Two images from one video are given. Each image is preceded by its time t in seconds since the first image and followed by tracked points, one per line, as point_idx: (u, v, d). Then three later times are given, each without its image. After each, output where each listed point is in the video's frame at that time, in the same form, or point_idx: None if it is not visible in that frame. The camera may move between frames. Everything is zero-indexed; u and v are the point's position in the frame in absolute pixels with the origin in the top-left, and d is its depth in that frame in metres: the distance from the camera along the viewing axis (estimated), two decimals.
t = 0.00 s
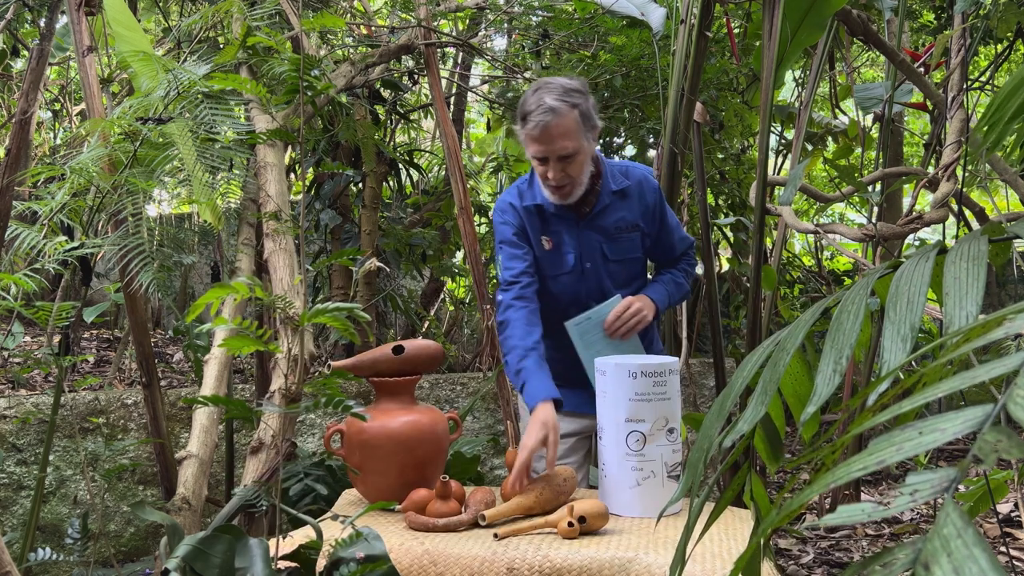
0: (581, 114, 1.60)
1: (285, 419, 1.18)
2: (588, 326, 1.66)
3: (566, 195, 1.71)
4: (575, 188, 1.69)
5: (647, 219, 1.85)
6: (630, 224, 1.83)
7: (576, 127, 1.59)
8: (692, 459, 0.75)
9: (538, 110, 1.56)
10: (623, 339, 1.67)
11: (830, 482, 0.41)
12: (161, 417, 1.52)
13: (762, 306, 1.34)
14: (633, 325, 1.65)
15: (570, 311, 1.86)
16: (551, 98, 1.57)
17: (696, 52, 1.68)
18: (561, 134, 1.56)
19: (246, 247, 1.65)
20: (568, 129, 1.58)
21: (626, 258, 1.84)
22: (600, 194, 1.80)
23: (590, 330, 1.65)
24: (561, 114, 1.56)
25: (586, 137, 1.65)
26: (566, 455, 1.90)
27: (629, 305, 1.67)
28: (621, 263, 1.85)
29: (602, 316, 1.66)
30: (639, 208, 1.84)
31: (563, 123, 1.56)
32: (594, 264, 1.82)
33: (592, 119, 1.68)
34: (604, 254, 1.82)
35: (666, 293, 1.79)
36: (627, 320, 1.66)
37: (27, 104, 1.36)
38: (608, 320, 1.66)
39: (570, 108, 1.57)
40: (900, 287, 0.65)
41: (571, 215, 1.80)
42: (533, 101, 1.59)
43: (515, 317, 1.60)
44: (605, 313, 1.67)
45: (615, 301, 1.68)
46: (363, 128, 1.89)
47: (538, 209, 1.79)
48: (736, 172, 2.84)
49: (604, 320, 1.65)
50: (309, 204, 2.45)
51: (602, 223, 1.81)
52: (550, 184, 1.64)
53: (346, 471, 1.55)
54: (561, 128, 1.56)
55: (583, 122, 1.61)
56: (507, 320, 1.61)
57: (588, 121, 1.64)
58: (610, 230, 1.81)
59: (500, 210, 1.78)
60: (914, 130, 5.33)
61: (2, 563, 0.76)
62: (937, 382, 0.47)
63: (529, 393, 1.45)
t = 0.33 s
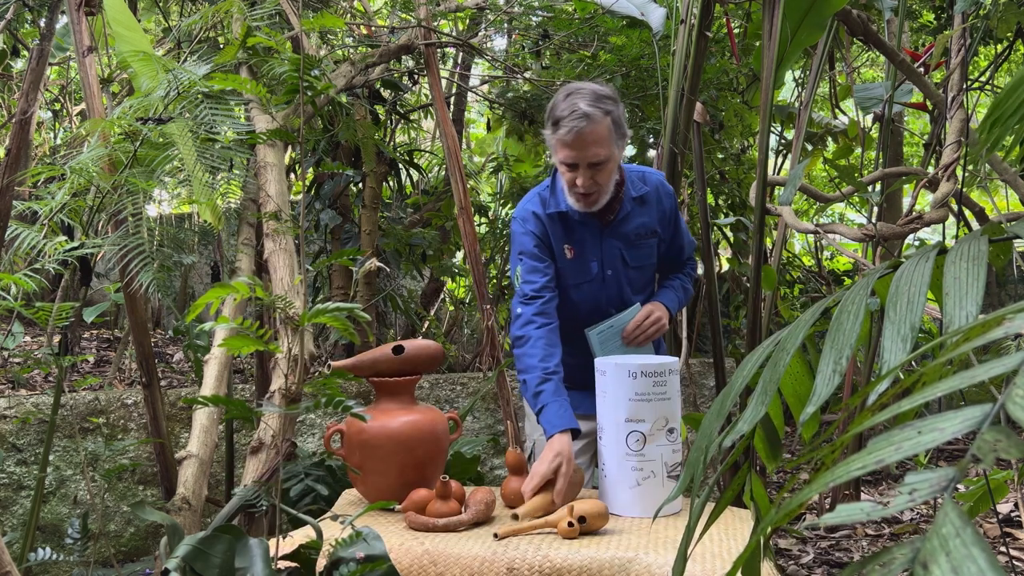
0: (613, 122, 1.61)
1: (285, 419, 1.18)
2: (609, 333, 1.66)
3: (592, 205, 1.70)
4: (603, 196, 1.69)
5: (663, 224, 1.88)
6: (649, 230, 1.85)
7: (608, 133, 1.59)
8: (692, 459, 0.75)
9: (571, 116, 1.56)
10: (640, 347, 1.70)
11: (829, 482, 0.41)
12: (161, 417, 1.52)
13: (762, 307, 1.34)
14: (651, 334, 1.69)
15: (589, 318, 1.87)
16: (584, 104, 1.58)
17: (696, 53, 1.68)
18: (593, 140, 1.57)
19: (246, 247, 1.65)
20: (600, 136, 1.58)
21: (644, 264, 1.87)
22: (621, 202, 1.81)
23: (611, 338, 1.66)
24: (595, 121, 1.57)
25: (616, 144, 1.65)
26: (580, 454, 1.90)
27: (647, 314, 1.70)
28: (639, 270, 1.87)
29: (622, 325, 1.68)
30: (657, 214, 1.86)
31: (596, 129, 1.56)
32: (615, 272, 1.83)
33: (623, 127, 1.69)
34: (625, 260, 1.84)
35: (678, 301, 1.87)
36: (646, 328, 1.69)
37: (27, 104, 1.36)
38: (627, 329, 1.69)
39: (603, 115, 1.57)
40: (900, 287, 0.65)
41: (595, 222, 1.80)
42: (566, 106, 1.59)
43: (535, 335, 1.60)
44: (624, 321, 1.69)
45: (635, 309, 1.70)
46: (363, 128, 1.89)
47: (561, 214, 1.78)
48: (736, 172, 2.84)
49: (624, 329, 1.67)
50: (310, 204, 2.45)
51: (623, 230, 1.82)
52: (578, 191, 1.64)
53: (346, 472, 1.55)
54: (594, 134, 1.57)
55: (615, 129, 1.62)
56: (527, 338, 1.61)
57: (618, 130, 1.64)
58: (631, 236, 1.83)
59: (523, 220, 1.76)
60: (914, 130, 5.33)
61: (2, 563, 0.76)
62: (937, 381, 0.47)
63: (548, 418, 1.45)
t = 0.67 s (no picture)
0: (632, 77, 1.66)
1: (285, 419, 1.18)
2: (605, 318, 1.63)
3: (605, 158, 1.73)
4: (616, 152, 1.72)
5: (673, 208, 1.84)
6: (655, 209, 1.82)
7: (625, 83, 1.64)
8: (692, 459, 0.75)
9: (588, 60, 1.64)
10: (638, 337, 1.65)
11: (828, 480, 0.41)
12: (161, 417, 1.52)
13: (762, 306, 1.34)
14: (649, 323, 1.64)
15: (582, 287, 1.83)
16: (603, 52, 1.64)
17: (696, 53, 1.68)
18: (607, 84, 1.62)
19: (246, 247, 1.65)
20: (615, 83, 1.63)
21: (650, 243, 1.83)
22: (629, 172, 1.81)
23: (606, 323, 1.62)
24: (611, 67, 1.63)
25: (633, 101, 1.70)
26: (575, 459, 1.86)
27: (647, 301, 1.65)
28: (642, 248, 1.82)
29: (619, 310, 1.64)
30: (667, 195, 1.83)
31: (612, 76, 1.62)
32: (614, 242, 1.81)
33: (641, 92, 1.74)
34: (628, 233, 1.81)
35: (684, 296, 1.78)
36: (645, 316, 1.64)
37: (27, 104, 1.36)
38: (625, 315, 1.64)
39: (619, 62, 1.64)
40: (900, 286, 0.65)
41: (598, 188, 1.81)
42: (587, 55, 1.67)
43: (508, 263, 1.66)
44: (622, 307, 1.65)
45: (635, 295, 1.66)
46: (363, 128, 1.89)
47: (566, 173, 1.83)
48: (736, 172, 2.84)
49: (622, 315, 1.63)
50: (309, 204, 2.45)
51: (628, 202, 1.81)
52: (590, 139, 1.67)
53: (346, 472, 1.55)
54: (609, 78, 1.63)
55: (632, 83, 1.67)
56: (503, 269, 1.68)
57: (638, 89, 1.69)
58: (635, 209, 1.81)
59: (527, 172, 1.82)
60: (914, 129, 5.33)
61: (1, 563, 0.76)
62: (936, 381, 0.47)
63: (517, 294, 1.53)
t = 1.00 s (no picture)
0: (636, 65, 1.79)
1: (285, 419, 1.19)
2: (594, 293, 1.71)
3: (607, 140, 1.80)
4: (618, 132, 1.79)
5: (675, 198, 1.84)
6: (654, 196, 1.83)
7: (628, 66, 1.78)
8: (692, 459, 0.75)
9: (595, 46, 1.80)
10: (627, 315, 1.69)
11: (828, 479, 0.41)
12: (161, 417, 1.52)
13: (762, 306, 1.34)
14: (637, 302, 1.68)
15: (576, 263, 1.83)
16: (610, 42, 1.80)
17: (696, 53, 1.69)
18: (610, 61, 1.76)
19: (247, 247, 1.65)
20: (618, 65, 1.77)
21: (648, 227, 1.83)
22: (632, 158, 1.85)
23: (594, 298, 1.70)
24: (615, 49, 1.78)
25: (637, 88, 1.80)
26: (574, 463, 1.84)
27: (639, 281, 1.70)
28: (640, 232, 1.82)
29: (609, 288, 1.70)
30: (669, 185, 1.84)
31: (615, 55, 1.76)
32: (611, 222, 1.83)
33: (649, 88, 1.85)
34: (625, 214, 1.82)
35: (679, 285, 1.75)
36: (633, 295, 1.69)
37: (27, 104, 1.36)
38: (614, 293, 1.70)
39: (622, 48, 1.78)
40: (900, 286, 0.65)
41: (599, 171, 1.86)
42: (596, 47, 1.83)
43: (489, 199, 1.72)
44: (613, 285, 1.71)
45: (626, 275, 1.71)
46: (363, 128, 1.89)
47: (573, 158, 1.91)
48: (736, 172, 2.84)
49: (610, 292, 1.70)
50: (309, 204, 2.45)
51: (628, 185, 1.84)
52: (595, 113, 1.77)
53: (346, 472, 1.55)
54: (612, 58, 1.76)
55: (635, 70, 1.79)
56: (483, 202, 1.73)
57: (643, 79, 1.81)
58: (633, 193, 1.83)
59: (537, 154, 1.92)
60: (914, 129, 5.32)
61: (2, 563, 0.76)
62: (936, 381, 0.47)
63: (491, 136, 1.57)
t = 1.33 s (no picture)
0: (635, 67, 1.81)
1: (285, 419, 1.19)
2: (587, 288, 1.71)
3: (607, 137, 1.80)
4: (620, 130, 1.79)
5: (673, 195, 1.83)
6: (651, 192, 1.82)
7: (627, 66, 1.79)
8: (693, 459, 0.75)
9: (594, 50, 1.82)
10: (621, 310, 1.69)
11: (828, 478, 0.41)
12: (161, 417, 1.52)
13: (762, 306, 1.34)
14: (629, 296, 1.68)
15: (573, 261, 1.83)
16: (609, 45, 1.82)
17: (696, 52, 1.69)
18: (610, 61, 1.78)
19: (246, 247, 1.65)
20: (618, 65, 1.79)
21: (645, 223, 1.81)
22: (629, 157, 1.86)
23: (586, 292, 1.71)
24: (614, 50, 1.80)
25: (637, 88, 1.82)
26: (571, 464, 1.84)
27: (632, 276, 1.69)
28: (637, 228, 1.81)
29: (603, 282, 1.70)
30: (666, 181, 1.83)
31: (615, 56, 1.78)
32: (607, 218, 1.82)
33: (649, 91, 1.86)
34: (622, 211, 1.82)
35: (676, 281, 1.74)
36: (626, 290, 1.68)
37: (27, 104, 1.36)
38: (607, 288, 1.70)
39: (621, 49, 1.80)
40: (900, 286, 0.65)
41: (596, 170, 1.86)
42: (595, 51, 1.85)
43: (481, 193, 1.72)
44: (607, 279, 1.71)
45: (620, 269, 1.71)
46: (363, 128, 1.89)
47: (570, 160, 1.92)
48: (736, 172, 2.84)
49: (603, 287, 1.70)
50: (309, 204, 2.45)
51: (625, 183, 1.84)
52: (596, 111, 1.77)
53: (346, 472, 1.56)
54: (611, 58, 1.78)
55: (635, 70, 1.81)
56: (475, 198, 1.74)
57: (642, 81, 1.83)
58: (630, 191, 1.83)
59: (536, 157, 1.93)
60: (914, 129, 5.32)
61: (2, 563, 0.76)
62: (936, 381, 0.47)
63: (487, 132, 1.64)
